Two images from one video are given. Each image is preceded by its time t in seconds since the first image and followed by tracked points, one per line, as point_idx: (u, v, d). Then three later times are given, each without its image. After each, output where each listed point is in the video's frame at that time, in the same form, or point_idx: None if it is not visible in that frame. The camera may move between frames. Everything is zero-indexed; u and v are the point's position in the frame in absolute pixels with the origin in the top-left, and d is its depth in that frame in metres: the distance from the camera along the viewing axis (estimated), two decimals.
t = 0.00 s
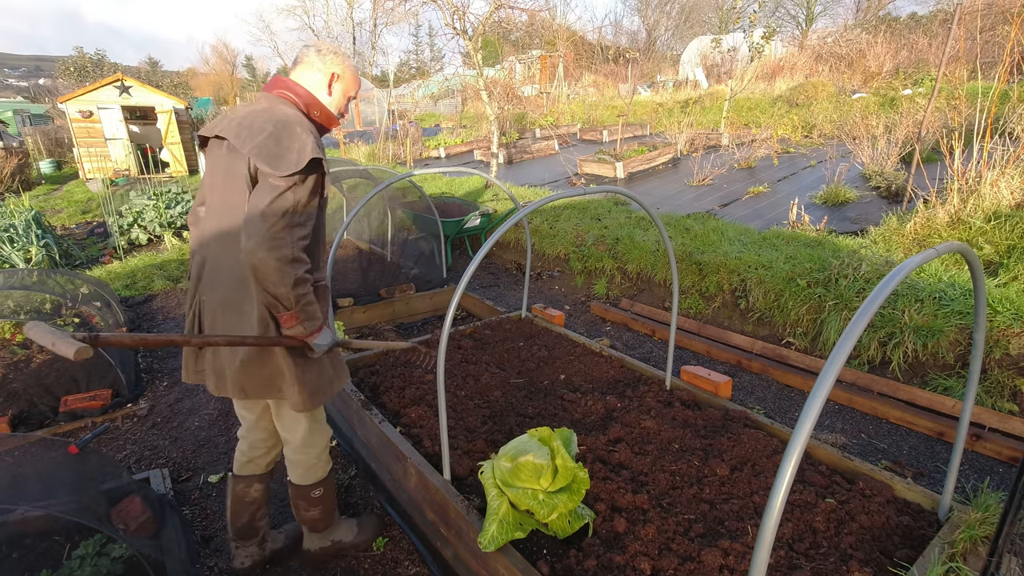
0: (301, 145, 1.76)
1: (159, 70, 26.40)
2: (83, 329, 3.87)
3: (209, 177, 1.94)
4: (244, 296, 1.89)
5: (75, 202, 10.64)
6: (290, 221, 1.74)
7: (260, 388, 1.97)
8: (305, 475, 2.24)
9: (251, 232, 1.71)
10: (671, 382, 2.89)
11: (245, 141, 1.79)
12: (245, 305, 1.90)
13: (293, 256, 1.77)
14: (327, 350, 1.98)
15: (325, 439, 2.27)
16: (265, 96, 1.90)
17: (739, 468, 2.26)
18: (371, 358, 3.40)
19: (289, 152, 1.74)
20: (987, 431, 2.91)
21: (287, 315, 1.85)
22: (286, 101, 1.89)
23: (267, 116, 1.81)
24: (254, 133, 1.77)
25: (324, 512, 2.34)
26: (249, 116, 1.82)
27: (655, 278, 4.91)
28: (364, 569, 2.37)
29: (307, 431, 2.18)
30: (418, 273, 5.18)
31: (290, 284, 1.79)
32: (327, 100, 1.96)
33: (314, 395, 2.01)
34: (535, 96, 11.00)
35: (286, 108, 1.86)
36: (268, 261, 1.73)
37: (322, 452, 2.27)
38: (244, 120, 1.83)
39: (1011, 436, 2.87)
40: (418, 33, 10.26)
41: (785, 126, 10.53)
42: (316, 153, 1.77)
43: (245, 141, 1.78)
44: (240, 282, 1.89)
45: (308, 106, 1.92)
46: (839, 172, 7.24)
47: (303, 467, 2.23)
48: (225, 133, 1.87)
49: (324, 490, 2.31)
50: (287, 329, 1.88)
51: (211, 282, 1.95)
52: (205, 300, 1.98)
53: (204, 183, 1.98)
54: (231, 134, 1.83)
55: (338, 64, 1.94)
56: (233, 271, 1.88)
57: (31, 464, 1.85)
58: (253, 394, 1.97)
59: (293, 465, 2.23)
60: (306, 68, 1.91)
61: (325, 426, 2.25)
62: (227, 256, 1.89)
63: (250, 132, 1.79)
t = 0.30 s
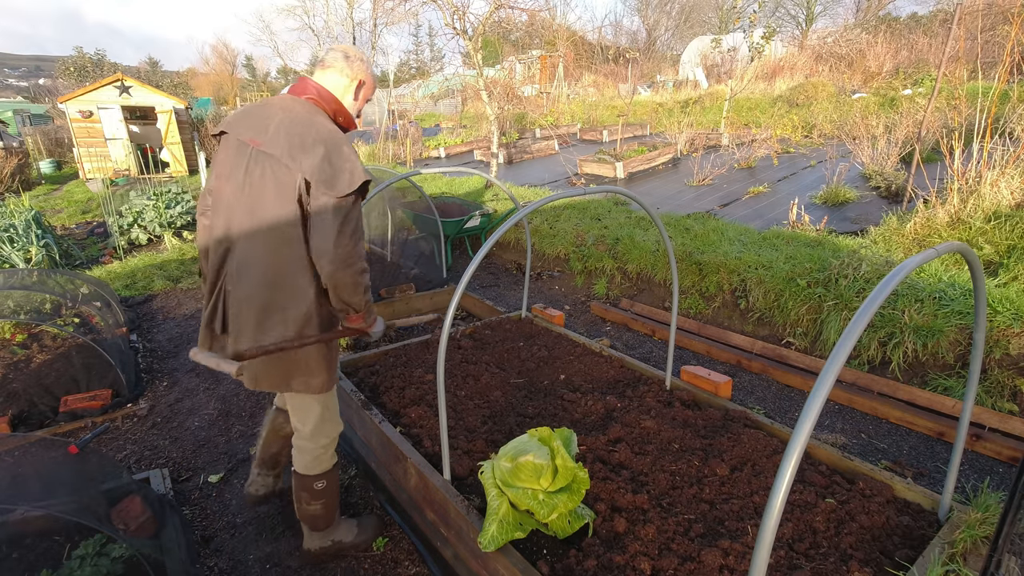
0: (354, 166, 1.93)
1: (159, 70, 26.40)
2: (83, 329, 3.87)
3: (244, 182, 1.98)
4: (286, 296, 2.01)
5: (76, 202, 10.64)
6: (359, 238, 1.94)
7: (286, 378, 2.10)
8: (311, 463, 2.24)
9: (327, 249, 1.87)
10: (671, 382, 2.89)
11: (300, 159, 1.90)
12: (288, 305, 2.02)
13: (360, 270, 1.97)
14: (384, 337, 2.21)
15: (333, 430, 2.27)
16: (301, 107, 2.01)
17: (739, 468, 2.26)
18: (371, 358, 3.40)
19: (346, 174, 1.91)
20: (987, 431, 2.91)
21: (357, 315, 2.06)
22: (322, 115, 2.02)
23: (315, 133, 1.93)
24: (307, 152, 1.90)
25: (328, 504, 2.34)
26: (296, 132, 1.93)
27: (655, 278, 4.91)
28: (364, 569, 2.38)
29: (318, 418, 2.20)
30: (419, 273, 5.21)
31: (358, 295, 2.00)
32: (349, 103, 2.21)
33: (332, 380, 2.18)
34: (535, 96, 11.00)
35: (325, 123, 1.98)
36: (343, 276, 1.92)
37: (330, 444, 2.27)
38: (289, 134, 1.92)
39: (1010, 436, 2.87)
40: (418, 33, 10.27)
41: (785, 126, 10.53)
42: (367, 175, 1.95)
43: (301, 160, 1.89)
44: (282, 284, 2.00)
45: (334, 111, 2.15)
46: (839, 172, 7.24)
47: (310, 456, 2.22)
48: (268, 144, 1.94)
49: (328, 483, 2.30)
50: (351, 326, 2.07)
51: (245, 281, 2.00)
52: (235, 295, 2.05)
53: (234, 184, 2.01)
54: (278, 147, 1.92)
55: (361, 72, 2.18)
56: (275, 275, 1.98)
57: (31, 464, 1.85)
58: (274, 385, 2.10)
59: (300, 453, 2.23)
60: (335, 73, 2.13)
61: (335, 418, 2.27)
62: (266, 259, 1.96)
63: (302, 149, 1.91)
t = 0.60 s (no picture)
0: (356, 173, 1.97)
1: (160, 70, 26.42)
2: (83, 329, 3.87)
3: (251, 184, 2.02)
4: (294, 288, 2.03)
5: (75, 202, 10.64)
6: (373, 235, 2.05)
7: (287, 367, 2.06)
8: (321, 442, 2.28)
9: (348, 244, 2.00)
10: (671, 382, 2.89)
11: (305, 164, 1.95)
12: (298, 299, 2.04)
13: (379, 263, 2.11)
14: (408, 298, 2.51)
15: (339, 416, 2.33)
16: (305, 118, 2.06)
17: (739, 468, 2.26)
18: (371, 358, 3.40)
19: (353, 179, 1.97)
20: (987, 431, 2.91)
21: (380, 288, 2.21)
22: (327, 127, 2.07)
23: (319, 141, 1.99)
24: (315, 158, 1.95)
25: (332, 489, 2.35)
26: (302, 139, 1.98)
27: (655, 278, 4.91)
28: (364, 569, 2.38)
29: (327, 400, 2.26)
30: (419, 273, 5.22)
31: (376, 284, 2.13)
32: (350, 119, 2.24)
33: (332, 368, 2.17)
34: (535, 96, 10.99)
35: (330, 133, 2.04)
36: (364, 267, 2.06)
37: (337, 427, 2.33)
38: (296, 141, 1.98)
39: (1010, 436, 2.87)
40: (418, 33, 10.27)
41: (785, 126, 10.53)
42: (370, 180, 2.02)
43: (310, 165, 1.94)
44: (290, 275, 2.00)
45: (335, 125, 2.19)
46: (839, 172, 7.24)
47: (318, 436, 2.27)
48: (274, 150, 1.99)
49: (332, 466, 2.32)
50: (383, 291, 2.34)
51: (251, 274, 2.00)
52: (238, 288, 2.05)
53: (242, 186, 2.06)
54: (285, 154, 1.97)
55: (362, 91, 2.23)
56: (281, 266, 1.98)
57: (31, 464, 1.85)
58: (275, 371, 2.07)
59: (308, 434, 2.28)
60: (337, 91, 2.17)
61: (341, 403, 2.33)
62: (274, 253, 1.97)
63: (309, 155, 1.95)
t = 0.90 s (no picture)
0: (351, 177, 2.15)
1: (159, 70, 26.41)
2: (83, 329, 3.86)
3: (251, 176, 2.18)
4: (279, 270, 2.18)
5: (76, 202, 10.64)
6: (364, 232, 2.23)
7: (268, 343, 2.22)
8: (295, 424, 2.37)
9: (341, 238, 2.17)
10: (671, 382, 2.89)
11: (305, 165, 2.11)
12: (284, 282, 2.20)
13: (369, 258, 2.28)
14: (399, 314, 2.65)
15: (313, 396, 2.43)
16: (308, 125, 2.23)
17: (739, 467, 2.26)
18: (371, 357, 3.40)
19: (348, 183, 2.14)
20: (987, 431, 2.91)
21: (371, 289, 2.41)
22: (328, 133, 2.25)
23: (321, 146, 2.16)
24: (317, 160, 2.12)
25: (309, 472, 2.42)
26: (303, 143, 2.15)
27: (655, 278, 4.91)
28: (364, 570, 2.38)
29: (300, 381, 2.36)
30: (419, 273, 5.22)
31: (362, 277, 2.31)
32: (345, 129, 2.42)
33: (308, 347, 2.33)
34: (535, 96, 10.99)
35: (331, 140, 2.22)
36: (353, 261, 2.23)
37: (311, 407, 2.42)
38: (299, 143, 2.14)
39: (1010, 436, 2.87)
40: (418, 33, 10.27)
41: (785, 126, 10.53)
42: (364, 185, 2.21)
43: (311, 166, 2.11)
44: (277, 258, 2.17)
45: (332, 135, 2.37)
46: (839, 172, 7.24)
47: (290, 418, 2.36)
48: (277, 148, 2.15)
49: (309, 449, 2.38)
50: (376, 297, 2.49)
51: (241, 253, 2.17)
52: (226, 265, 2.20)
53: (242, 176, 2.21)
54: (288, 153, 2.13)
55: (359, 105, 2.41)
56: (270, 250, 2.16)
57: (31, 463, 1.85)
58: (255, 342, 2.22)
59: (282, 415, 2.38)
60: (336, 103, 2.35)
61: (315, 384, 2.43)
62: (266, 239, 2.15)
63: (310, 157, 2.12)
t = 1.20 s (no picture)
0: (320, 153, 2.19)
1: (159, 70, 26.41)
2: (83, 329, 3.86)
3: (233, 163, 2.30)
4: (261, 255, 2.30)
5: (76, 202, 10.65)
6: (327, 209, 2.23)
7: (256, 327, 2.32)
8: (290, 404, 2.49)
9: (299, 215, 2.18)
10: (671, 382, 2.89)
11: (275, 145, 2.19)
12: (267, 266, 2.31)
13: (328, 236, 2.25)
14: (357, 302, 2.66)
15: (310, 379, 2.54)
16: (287, 108, 2.31)
17: (739, 468, 2.26)
18: (371, 357, 3.39)
19: (311, 159, 2.17)
20: (987, 431, 2.91)
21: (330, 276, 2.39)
22: (303, 116, 2.30)
23: (293, 126, 2.23)
24: (285, 138, 2.19)
25: (295, 452, 2.53)
26: (277, 124, 2.23)
27: (655, 278, 4.91)
28: (364, 570, 2.39)
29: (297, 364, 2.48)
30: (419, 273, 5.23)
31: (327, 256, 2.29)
32: (331, 118, 2.39)
33: (300, 332, 2.40)
34: (535, 96, 10.97)
35: (306, 121, 2.28)
36: (314, 240, 2.23)
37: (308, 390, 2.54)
38: (272, 126, 2.22)
39: (1010, 436, 2.87)
40: (418, 33, 10.27)
41: (785, 126, 10.52)
42: (332, 162, 2.21)
43: (279, 145, 2.18)
44: (258, 243, 2.28)
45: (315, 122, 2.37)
46: (839, 172, 7.24)
47: (287, 397, 2.48)
48: (255, 133, 2.26)
49: (297, 430, 2.50)
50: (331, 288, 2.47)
51: (226, 240, 2.30)
52: (215, 254, 2.33)
53: (227, 165, 2.34)
54: (261, 136, 2.22)
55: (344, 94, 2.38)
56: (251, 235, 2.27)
57: (31, 463, 1.85)
58: (244, 327, 2.32)
59: (280, 395, 2.50)
60: (319, 91, 2.34)
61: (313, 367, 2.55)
62: (247, 224, 2.26)
63: (280, 138, 2.19)
